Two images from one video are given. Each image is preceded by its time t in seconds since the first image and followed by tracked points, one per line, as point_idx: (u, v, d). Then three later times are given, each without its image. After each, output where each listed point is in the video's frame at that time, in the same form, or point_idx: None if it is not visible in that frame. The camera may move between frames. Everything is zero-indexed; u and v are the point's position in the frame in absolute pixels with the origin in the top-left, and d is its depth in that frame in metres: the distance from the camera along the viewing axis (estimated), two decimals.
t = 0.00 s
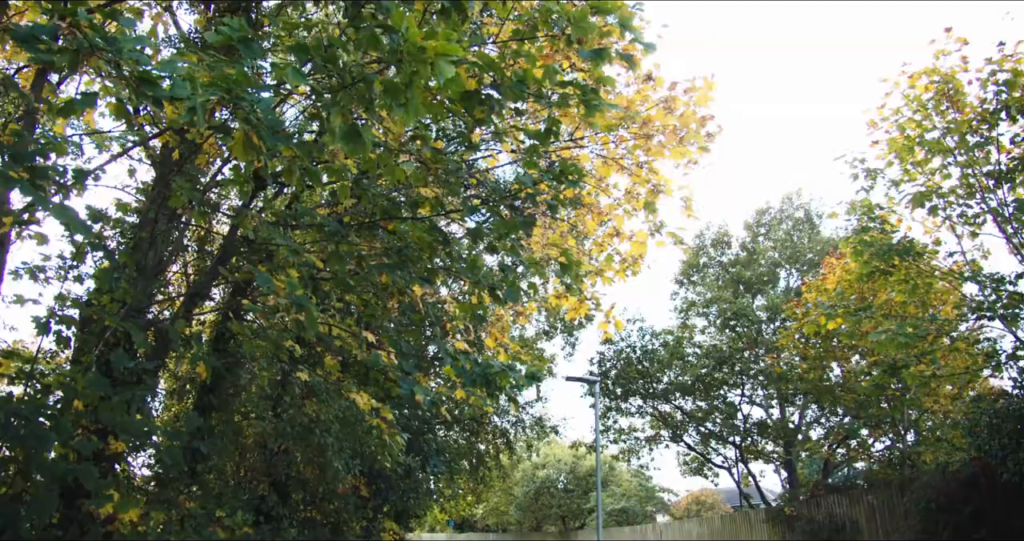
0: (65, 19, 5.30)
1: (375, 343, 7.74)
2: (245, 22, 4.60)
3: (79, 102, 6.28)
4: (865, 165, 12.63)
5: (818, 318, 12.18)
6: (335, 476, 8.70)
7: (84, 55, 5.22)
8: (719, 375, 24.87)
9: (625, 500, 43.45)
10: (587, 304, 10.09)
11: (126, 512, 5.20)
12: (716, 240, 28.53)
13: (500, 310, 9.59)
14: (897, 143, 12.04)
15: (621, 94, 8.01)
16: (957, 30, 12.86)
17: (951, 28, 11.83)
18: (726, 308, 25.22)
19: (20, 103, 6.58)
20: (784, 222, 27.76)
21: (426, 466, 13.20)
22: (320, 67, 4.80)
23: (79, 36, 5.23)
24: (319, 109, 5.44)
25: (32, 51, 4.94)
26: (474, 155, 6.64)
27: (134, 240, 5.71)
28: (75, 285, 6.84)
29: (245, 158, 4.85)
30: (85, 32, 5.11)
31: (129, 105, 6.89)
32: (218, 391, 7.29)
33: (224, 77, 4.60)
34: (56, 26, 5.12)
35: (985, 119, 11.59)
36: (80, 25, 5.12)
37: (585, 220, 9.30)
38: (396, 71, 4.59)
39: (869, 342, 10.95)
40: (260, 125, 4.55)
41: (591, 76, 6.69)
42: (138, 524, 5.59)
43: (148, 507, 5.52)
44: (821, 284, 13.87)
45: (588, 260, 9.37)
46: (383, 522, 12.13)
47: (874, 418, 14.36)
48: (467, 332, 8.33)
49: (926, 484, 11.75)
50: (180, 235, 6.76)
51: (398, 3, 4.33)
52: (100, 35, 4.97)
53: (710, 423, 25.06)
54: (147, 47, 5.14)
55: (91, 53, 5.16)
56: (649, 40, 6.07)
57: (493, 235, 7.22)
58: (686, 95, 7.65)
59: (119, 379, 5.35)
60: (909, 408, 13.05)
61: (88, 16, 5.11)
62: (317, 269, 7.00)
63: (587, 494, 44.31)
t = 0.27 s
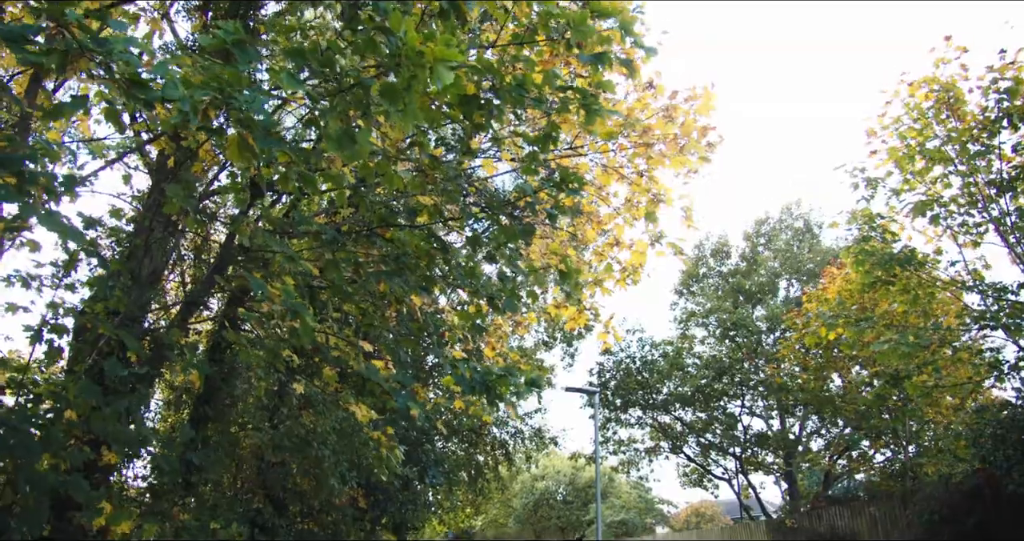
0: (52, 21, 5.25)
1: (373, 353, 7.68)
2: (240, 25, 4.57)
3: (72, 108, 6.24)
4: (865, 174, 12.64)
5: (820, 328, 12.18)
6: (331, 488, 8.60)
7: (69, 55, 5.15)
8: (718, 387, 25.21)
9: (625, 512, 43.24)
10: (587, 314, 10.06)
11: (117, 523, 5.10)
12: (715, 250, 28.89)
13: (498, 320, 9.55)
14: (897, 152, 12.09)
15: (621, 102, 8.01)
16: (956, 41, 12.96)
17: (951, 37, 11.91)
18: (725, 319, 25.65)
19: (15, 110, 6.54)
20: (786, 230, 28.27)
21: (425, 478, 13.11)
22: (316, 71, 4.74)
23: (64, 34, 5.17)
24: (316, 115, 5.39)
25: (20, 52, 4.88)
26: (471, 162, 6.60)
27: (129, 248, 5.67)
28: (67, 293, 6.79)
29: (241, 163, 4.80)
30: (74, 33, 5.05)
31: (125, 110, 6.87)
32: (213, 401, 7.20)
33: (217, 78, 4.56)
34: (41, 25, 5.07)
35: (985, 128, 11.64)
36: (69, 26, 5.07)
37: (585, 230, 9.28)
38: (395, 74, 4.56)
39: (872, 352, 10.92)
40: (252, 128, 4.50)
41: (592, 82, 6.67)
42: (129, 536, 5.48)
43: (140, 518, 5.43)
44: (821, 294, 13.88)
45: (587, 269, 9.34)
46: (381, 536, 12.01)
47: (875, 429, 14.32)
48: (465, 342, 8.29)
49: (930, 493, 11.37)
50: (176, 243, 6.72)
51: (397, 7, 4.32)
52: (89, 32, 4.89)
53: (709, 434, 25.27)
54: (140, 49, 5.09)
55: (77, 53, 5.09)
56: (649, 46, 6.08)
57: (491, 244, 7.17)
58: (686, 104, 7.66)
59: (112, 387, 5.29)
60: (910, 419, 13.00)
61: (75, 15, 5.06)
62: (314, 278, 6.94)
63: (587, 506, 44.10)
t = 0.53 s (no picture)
0: (45, 25, 5.25)
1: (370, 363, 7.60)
2: (236, 29, 4.56)
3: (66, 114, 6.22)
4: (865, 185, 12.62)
5: (821, 340, 12.15)
6: (328, 500, 8.51)
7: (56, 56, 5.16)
8: (719, 398, 25.09)
9: (624, 525, 43.01)
10: (586, 324, 10.00)
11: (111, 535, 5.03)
12: (715, 262, 28.91)
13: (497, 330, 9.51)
14: (897, 162, 12.13)
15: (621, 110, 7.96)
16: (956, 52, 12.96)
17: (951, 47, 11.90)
18: (724, 330, 25.70)
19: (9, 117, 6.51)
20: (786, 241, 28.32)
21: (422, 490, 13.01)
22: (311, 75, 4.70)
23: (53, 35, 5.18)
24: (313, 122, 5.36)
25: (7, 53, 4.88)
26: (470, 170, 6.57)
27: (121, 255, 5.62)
28: (60, 302, 6.75)
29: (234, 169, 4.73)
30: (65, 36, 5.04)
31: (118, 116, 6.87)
32: (208, 412, 7.14)
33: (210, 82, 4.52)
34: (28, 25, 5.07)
35: (985, 138, 11.62)
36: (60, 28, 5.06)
37: (585, 239, 9.26)
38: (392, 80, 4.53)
39: (873, 362, 10.87)
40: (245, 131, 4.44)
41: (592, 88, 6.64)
42: None
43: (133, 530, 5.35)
44: (822, 305, 13.85)
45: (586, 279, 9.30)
46: None
47: (875, 440, 14.28)
48: (463, 352, 8.24)
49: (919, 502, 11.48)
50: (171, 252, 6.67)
51: (395, 13, 4.29)
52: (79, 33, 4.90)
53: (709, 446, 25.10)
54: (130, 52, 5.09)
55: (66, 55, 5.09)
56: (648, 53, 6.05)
57: (490, 253, 7.13)
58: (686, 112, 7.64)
59: (104, 397, 5.23)
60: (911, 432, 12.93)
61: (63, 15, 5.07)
62: (310, 288, 6.89)
63: (586, 519, 43.85)
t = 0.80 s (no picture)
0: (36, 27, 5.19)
1: (366, 373, 7.51)
2: (232, 32, 4.55)
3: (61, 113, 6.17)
4: (866, 194, 12.60)
5: (822, 350, 12.10)
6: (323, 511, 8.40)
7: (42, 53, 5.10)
8: (718, 408, 25.08)
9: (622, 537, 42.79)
10: (585, 334, 9.94)
11: None
12: (714, 272, 28.94)
13: (494, 340, 9.46)
14: (897, 171, 12.22)
15: (621, 119, 7.93)
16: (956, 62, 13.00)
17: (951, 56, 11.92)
18: (724, 340, 25.76)
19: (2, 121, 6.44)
20: (785, 251, 28.38)
21: (419, 502, 12.90)
22: (308, 79, 4.65)
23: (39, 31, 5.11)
24: (308, 126, 5.30)
25: None
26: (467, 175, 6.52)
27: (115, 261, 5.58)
28: (52, 309, 6.66)
29: (224, 169, 4.70)
30: (54, 34, 4.98)
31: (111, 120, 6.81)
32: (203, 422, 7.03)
33: (204, 83, 4.48)
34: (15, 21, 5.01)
35: (985, 147, 11.76)
36: (48, 26, 5.00)
37: (584, 249, 9.22)
38: (390, 84, 4.46)
39: (875, 373, 10.81)
40: (237, 133, 4.41)
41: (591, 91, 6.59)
42: None
43: None
44: (821, 315, 13.84)
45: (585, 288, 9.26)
46: None
47: (875, 452, 14.23)
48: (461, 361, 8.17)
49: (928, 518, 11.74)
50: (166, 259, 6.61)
51: (394, 17, 4.26)
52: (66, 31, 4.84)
53: (708, 457, 25.04)
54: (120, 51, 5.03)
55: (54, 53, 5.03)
56: (649, 59, 6.02)
57: (488, 262, 7.07)
58: (687, 120, 7.62)
59: (95, 407, 5.13)
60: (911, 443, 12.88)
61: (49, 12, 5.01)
62: (306, 296, 6.83)
63: (584, 531, 43.63)
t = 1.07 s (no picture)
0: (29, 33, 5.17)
1: (362, 385, 7.43)
2: (228, 37, 4.49)
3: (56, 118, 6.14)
4: (865, 206, 12.59)
5: (822, 364, 12.06)
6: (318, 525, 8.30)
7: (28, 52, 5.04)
8: (717, 422, 25.09)
9: None
10: (583, 347, 9.89)
11: None
12: (713, 285, 28.96)
13: (492, 353, 9.41)
14: (897, 183, 12.24)
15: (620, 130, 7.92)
16: (955, 75, 13.05)
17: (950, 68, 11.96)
18: (723, 354, 25.74)
19: None
20: (784, 265, 28.42)
21: (415, 517, 12.79)
22: (303, 86, 4.61)
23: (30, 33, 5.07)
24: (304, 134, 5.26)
25: None
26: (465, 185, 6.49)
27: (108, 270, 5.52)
28: (45, 318, 6.61)
29: (214, 170, 4.73)
30: (46, 38, 4.95)
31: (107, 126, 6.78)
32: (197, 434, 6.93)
33: (198, 86, 4.46)
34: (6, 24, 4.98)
35: (985, 158, 11.84)
36: (41, 30, 4.97)
37: (583, 260, 9.18)
38: (387, 91, 4.42)
39: (876, 386, 10.76)
40: (229, 137, 4.41)
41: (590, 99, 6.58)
42: None
43: None
44: (821, 328, 13.83)
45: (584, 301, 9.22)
46: None
47: (875, 467, 14.16)
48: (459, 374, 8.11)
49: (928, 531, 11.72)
50: (161, 268, 6.57)
51: (391, 23, 4.23)
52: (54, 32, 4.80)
53: (707, 471, 24.96)
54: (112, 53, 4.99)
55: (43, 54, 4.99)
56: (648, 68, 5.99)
57: (486, 273, 7.02)
58: (688, 130, 7.62)
59: (86, 417, 5.06)
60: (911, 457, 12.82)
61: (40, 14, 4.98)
62: (302, 306, 6.76)
63: None
